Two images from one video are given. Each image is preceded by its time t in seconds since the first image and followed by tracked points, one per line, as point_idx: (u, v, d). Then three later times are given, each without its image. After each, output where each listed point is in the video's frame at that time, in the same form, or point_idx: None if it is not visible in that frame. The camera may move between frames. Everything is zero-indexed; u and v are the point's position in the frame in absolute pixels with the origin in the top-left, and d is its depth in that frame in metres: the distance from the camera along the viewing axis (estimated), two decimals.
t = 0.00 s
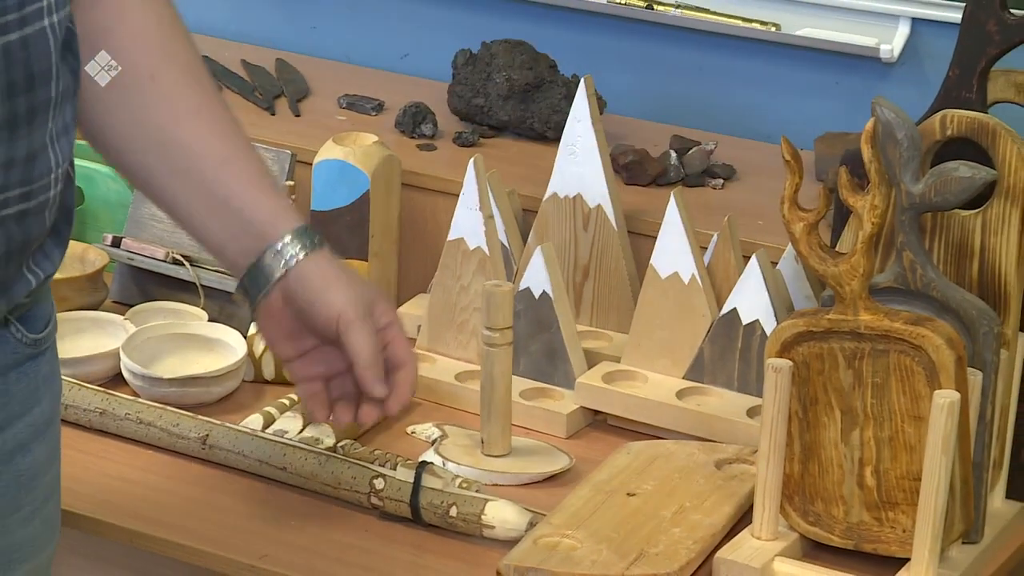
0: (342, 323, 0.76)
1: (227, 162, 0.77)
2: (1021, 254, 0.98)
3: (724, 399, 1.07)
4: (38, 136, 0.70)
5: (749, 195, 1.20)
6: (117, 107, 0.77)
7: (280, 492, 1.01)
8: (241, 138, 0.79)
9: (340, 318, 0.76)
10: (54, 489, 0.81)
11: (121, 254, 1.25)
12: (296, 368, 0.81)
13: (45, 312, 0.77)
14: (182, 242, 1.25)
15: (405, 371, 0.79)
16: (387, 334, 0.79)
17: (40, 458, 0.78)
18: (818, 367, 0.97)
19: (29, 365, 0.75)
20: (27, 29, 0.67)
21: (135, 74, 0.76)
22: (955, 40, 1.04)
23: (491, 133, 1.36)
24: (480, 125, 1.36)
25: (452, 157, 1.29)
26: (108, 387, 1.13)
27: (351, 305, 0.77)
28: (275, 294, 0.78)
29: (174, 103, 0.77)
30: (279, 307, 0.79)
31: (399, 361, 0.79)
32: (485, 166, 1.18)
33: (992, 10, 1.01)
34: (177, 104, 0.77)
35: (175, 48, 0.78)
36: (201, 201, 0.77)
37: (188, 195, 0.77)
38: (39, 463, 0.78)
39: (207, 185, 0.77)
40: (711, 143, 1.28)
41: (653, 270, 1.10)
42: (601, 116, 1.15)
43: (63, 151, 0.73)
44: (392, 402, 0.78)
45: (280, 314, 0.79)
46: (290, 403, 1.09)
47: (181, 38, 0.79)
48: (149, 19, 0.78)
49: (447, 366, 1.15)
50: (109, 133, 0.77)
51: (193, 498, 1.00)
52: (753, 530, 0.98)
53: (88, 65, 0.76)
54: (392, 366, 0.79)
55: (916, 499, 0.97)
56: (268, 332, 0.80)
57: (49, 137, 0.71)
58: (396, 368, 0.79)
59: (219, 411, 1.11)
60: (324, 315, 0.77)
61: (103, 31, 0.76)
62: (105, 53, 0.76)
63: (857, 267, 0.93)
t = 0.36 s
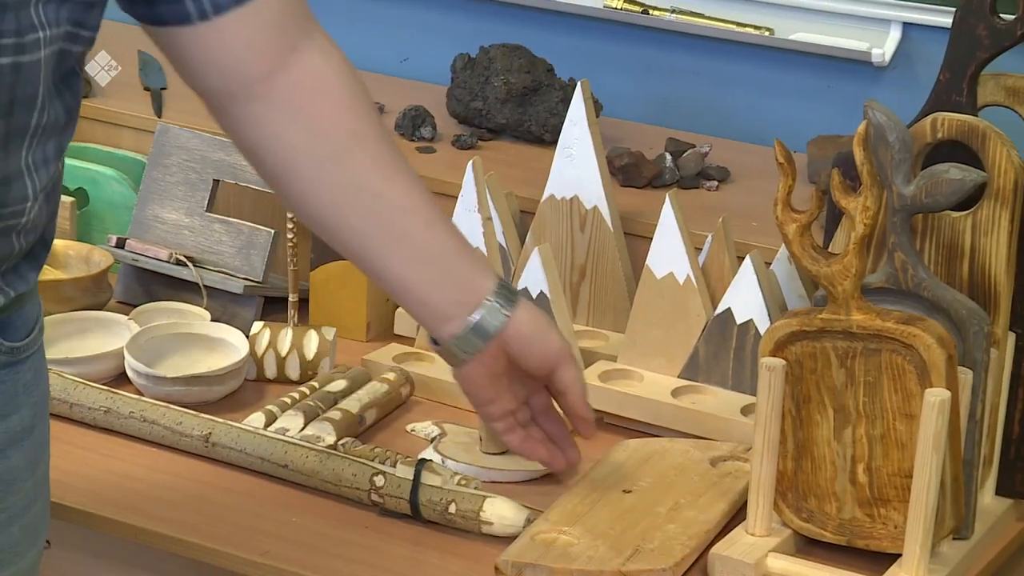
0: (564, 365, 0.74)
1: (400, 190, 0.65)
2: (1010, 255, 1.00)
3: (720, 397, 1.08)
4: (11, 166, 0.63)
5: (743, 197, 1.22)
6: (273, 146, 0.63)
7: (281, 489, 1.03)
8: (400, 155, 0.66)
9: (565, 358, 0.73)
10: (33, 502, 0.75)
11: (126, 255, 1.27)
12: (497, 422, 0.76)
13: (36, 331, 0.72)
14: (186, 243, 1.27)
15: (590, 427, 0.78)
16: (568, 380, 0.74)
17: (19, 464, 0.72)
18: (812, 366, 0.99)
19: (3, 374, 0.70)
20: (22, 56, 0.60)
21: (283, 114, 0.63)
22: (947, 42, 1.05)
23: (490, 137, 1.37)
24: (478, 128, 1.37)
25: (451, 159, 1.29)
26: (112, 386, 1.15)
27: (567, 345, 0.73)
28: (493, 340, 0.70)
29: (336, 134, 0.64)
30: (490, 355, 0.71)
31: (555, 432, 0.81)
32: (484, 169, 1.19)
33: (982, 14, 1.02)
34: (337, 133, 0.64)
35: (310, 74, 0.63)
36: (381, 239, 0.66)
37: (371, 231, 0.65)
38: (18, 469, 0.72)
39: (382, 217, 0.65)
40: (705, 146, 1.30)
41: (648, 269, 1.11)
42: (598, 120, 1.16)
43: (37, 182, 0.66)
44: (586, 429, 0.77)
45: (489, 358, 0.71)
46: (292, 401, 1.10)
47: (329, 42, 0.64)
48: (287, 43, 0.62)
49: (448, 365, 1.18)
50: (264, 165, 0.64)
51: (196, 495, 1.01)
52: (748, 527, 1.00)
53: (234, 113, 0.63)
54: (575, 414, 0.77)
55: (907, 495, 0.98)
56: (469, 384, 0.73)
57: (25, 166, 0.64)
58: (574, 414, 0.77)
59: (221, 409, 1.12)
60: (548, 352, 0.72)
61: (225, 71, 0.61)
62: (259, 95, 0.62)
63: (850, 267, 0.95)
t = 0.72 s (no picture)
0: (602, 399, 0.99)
1: (448, 231, 0.82)
2: (1000, 256, 1.01)
3: (714, 396, 1.10)
4: (15, 184, 0.65)
5: (737, 199, 1.23)
6: (340, 185, 0.79)
7: (283, 487, 1.04)
8: (449, 196, 0.83)
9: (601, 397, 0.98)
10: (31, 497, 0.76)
11: (130, 256, 1.29)
12: (546, 454, 1.01)
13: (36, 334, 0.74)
14: (189, 245, 1.28)
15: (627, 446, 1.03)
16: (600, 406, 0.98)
17: (20, 462, 0.74)
18: (805, 364, 1.01)
19: (6, 373, 0.72)
20: (39, 81, 0.63)
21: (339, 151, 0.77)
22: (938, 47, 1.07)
23: (487, 140, 1.37)
24: (476, 131, 1.38)
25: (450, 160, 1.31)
26: (117, 386, 1.16)
27: (600, 383, 0.96)
28: (541, 376, 0.91)
29: (389, 172, 0.79)
30: (541, 390, 0.92)
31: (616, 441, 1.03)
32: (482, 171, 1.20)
33: (972, 18, 1.03)
34: (391, 172, 0.79)
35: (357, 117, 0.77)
36: (421, 264, 0.82)
37: (413, 260, 0.82)
38: (18, 467, 0.74)
39: (431, 250, 0.82)
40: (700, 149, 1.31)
41: (643, 269, 1.13)
42: (595, 124, 1.18)
43: (45, 203, 0.68)
44: (622, 446, 1.03)
45: (540, 392, 0.92)
46: (293, 399, 1.12)
47: (397, 101, 0.81)
48: (356, 94, 0.77)
49: (446, 364, 1.20)
50: (330, 204, 0.80)
51: (199, 493, 1.03)
52: (743, 523, 1.00)
53: (302, 150, 0.77)
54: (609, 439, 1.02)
55: (899, 492, 1.00)
56: (522, 413, 0.93)
57: (32, 185, 0.67)
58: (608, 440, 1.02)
59: (223, 408, 1.14)
60: (589, 384, 0.95)
61: (288, 114, 0.75)
62: (320, 133, 0.76)
63: (842, 268, 0.97)
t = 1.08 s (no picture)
0: (504, 294, 0.81)
1: (314, 144, 0.78)
2: (990, 258, 1.03)
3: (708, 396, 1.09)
4: (50, 155, 0.69)
5: (733, 202, 1.24)
6: (200, 114, 0.77)
7: (285, 484, 1.05)
8: (329, 121, 0.80)
9: (502, 290, 0.81)
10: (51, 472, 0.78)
11: (134, 257, 1.30)
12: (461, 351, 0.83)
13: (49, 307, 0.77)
14: (192, 246, 1.30)
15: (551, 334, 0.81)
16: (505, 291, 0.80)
17: (46, 445, 0.77)
18: (798, 364, 1.03)
19: (33, 361, 0.75)
20: (50, 50, 0.67)
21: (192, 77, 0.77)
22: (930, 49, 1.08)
23: (486, 142, 1.39)
24: (476, 134, 1.39)
25: (449, 162, 1.32)
26: (121, 385, 1.18)
27: (507, 266, 0.81)
28: (433, 277, 0.81)
29: (240, 92, 0.77)
30: (434, 286, 0.82)
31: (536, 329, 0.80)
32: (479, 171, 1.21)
33: (963, 24, 1.04)
34: (243, 92, 0.77)
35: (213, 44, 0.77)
36: (289, 180, 0.78)
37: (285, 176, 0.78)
38: (44, 450, 0.77)
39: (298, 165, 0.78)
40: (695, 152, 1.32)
41: (640, 271, 1.14)
42: (592, 127, 1.19)
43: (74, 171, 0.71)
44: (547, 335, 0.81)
45: (438, 293, 0.82)
46: (294, 398, 1.14)
47: (262, 36, 0.80)
48: (215, 22, 0.77)
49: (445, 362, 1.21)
50: (195, 135, 0.79)
51: (202, 490, 1.04)
52: (737, 520, 1.02)
53: (153, 83, 0.77)
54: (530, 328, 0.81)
55: (891, 489, 1.01)
56: (425, 315, 0.83)
57: (64, 155, 0.70)
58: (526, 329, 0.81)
59: (226, 407, 1.15)
60: (479, 278, 0.81)
61: (149, 45, 0.76)
62: (168, 60, 0.76)
63: (834, 268, 0.98)
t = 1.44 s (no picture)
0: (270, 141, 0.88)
1: (149, 61, 0.93)
2: (980, 259, 1.05)
3: (703, 394, 1.11)
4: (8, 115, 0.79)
5: (729, 206, 1.25)
6: (37, 56, 0.91)
7: (288, 482, 1.06)
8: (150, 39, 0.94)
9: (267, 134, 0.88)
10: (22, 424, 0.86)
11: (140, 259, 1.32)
12: (213, 186, 0.90)
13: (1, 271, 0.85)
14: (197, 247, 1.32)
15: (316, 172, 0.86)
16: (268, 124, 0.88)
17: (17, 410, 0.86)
18: (792, 364, 1.04)
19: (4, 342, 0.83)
20: None
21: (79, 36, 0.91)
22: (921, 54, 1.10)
23: (485, 146, 1.35)
24: (476, 138, 1.35)
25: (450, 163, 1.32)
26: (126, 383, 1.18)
27: (276, 111, 0.88)
28: (193, 125, 0.91)
29: (70, 13, 0.91)
30: (198, 146, 0.91)
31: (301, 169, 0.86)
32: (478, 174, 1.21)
33: (954, 30, 1.06)
34: (74, 13, 0.91)
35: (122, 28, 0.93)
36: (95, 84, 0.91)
37: (127, 103, 0.92)
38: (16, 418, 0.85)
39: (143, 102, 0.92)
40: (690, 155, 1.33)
41: (636, 273, 1.14)
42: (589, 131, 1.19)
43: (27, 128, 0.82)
44: (310, 171, 0.86)
45: (201, 154, 0.91)
46: (298, 397, 1.13)
47: None
48: None
49: (445, 363, 1.18)
50: (57, 96, 0.92)
51: (207, 487, 1.05)
52: (732, 516, 1.04)
53: (129, 71, 0.92)
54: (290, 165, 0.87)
55: (884, 487, 1.03)
56: (197, 177, 0.91)
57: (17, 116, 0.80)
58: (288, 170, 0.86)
59: (231, 406, 1.15)
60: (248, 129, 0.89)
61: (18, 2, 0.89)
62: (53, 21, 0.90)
63: (828, 270, 1.01)
